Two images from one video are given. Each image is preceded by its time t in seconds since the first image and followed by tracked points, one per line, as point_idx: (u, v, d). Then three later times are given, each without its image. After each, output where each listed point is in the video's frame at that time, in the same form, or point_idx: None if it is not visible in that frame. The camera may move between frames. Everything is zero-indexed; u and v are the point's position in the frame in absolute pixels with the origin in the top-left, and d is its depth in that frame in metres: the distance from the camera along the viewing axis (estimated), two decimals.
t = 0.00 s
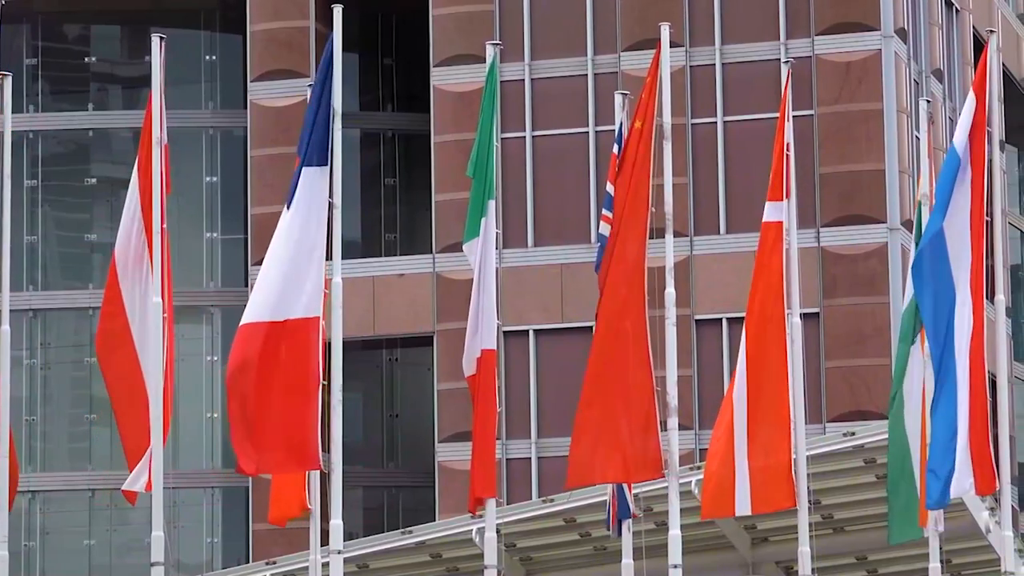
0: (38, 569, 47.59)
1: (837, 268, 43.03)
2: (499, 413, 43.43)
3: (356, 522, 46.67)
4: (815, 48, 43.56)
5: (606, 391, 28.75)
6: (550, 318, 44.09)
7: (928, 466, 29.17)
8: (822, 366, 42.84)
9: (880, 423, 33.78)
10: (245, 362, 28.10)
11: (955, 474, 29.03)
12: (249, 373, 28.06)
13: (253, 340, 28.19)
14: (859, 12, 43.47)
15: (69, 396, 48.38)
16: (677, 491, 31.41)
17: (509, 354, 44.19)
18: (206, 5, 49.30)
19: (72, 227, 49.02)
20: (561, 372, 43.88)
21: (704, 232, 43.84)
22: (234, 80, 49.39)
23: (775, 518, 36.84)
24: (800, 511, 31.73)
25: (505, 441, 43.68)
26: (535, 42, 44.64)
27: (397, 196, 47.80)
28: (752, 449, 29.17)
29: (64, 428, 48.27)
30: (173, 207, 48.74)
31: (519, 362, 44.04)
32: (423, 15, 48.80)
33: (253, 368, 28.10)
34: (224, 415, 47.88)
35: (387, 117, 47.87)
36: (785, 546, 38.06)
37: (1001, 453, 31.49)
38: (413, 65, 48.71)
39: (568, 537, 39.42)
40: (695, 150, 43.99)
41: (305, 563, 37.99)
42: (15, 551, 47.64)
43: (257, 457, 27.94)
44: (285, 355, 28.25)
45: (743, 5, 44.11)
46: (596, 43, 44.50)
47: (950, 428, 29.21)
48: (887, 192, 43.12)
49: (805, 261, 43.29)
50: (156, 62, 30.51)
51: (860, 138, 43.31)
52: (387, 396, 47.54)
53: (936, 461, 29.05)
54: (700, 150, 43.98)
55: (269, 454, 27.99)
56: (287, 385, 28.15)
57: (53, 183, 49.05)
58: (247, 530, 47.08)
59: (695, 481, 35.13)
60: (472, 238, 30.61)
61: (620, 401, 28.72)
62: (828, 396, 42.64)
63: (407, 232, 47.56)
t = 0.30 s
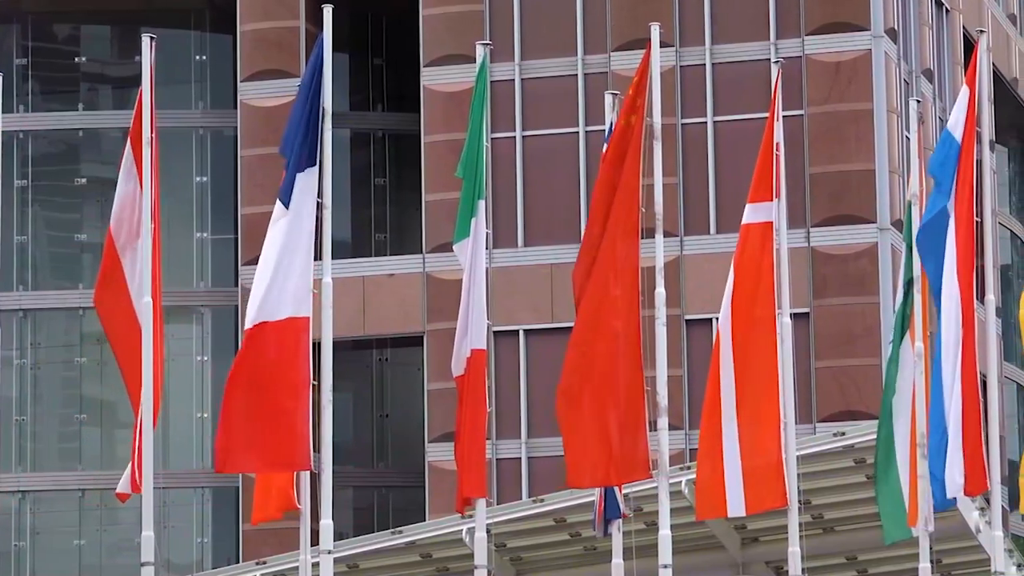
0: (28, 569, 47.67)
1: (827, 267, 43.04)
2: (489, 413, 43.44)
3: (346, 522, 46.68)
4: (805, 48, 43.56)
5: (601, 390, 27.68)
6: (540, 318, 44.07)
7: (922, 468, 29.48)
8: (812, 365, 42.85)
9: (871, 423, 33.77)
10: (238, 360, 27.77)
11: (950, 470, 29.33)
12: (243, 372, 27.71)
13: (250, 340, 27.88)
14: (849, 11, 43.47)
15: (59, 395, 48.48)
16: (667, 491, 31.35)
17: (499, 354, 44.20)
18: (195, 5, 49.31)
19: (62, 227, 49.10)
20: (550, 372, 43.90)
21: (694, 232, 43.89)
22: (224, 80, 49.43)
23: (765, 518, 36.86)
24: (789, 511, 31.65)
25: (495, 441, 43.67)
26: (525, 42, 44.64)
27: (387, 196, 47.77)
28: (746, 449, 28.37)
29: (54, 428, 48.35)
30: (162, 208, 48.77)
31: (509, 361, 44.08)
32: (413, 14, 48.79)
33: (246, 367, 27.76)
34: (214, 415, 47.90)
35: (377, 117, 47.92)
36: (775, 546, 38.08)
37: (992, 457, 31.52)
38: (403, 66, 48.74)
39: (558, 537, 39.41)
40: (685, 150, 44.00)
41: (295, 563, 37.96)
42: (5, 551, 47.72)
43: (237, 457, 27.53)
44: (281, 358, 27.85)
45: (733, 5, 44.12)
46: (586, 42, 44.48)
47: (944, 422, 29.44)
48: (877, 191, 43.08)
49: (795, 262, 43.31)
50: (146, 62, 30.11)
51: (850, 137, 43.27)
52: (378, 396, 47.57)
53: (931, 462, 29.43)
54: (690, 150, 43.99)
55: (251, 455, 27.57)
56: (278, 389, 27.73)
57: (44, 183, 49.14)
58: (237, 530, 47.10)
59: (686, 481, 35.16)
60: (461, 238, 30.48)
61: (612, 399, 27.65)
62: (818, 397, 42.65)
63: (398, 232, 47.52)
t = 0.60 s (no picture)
0: (18, 568, 47.78)
1: (818, 268, 43.03)
2: (479, 413, 43.45)
3: (336, 522, 46.69)
4: (795, 48, 43.56)
5: (590, 389, 27.58)
6: (530, 317, 44.10)
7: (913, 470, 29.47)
8: (802, 366, 42.85)
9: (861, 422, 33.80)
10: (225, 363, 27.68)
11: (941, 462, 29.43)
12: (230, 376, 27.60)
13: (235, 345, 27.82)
14: (839, 11, 43.46)
15: (48, 395, 48.60)
16: (657, 491, 31.34)
17: (489, 354, 44.21)
18: (185, 5, 49.28)
19: (52, 227, 49.19)
20: (540, 372, 43.91)
21: (684, 232, 43.90)
22: (214, 80, 49.46)
23: (755, 518, 36.87)
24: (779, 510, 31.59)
25: (485, 441, 43.69)
26: (515, 42, 44.64)
27: (378, 196, 47.77)
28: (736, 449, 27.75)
29: (44, 428, 48.46)
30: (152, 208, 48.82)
31: (499, 362, 44.09)
32: (403, 14, 48.77)
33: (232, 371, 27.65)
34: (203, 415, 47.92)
35: (367, 116, 47.95)
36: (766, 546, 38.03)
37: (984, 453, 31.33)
38: (393, 66, 48.73)
39: (549, 537, 39.40)
40: (675, 150, 43.97)
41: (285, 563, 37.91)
42: None
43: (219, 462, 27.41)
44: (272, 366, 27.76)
45: (723, 5, 44.13)
46: (576, 42, 44.47)
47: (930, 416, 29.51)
48: (867, 192, 43.09)
49: (785, 262, 43.28)
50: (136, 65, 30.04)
51: (840, 137, 43.26)
52: (367, 396, 47.61)
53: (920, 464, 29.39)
54: (680, 150, 43.97)
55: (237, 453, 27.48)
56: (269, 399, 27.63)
57: (34, 183, 49.23)
58: (227, 530, 47.13)
59: (676, 481, 35.19)
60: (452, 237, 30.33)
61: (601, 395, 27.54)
62: (809, 397, 42.64)
63: (388, 234, 47.48)
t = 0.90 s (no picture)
0: (8, 568, 47.88)
1: (808, 268, 43.02)
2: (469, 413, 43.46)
3: (327, 522, 46.72)
4: (785, 48, 43.55)
5: (582, 390, 27.62)
6: (520, 317, 44.10)
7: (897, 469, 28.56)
8: (792, 366, 42.85)
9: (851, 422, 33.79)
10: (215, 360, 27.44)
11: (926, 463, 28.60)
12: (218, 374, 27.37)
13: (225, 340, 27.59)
14: (829, 12, 43.47)
15: (39, 395, 48.72)
16: (647, 492, 31.32)
17: (479, 354, 44.23)
18: (176, 5, 49.34)
19: (43, 227, 49.28)
20: (530, 372, 43.93)
21: (674, 232, 43.93)
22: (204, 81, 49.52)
23: (745, 518, 36.87)
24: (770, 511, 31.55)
25: (475, 441, 43.70)
26: (505, 42, 44.66)
27: (368, 196, 47.80)
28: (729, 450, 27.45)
29: (35, 428, 48.57)
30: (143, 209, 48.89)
31: (489, 362, 44.10)
32: (394, 15, 48.79)
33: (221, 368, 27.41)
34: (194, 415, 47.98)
35: (358, 117, 47.95)
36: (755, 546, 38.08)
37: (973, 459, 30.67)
38: (384, 66, 48.80)
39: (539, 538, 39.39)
40: (665, 150, 43.99)
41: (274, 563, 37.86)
42: None
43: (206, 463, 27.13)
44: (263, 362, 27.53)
45: (713, 6, 44.17)
46: (566, 42, 44.48)
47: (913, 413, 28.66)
48: (857, 192, 43.08)
49: (775, 262, 43.25)
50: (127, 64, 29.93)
51: (831, 137, 43.21)
52: (358, 396, 47.66)
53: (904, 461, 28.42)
54: (670, 149, 43.98)
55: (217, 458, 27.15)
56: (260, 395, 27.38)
57: (25, 183, 49.33)
58: (217, 530, 47.18)
59: (666, 481, 35.19)
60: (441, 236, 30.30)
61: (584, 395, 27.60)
62: (798, 397, 42.64)
63: (378, 233, 47.50)
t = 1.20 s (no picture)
0: None
1: (798, 268, 42.98)
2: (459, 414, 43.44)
3: (317, 523, 46.73)
4: (776, 48, 43.54)
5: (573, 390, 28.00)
6: (510, 318, 44.13)
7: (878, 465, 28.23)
8: (783, 366, 42.83)
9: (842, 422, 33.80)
10: (200, 357, 27.49)
11: (907, 469, 28.18)
12: (203, 372, 27.43)
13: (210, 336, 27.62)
14: (820, 11, 43.43)
15: (29, 395, 48.77)
16: (637, 492, 31.28)
17: (470, 354, 44.25)
18: (165, 6, 49.36)
19: (33, 227, 49.32)
20: (520, 374, 43.93)
21: (664, 233, 43.92)
22: (194, 81, 49.56)
23: (735, 518, 36.86)
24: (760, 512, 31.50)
25: (466, 441, 43.71)
26: (495, 42, 44.64)
27: (358, 196, 47.85)
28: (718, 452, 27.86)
29: (25, 428, 48.62)
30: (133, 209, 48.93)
31: (479, 362, 44.11)
32: (384, 15, 48.82)
33: (207, 366, 27.47)
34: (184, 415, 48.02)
35: (348, 116, 47.93)
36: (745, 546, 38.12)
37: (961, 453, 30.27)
38: (373, 66, 48.82)
39: (529, 537, 39.37)
40: (656, 150, 43.98)
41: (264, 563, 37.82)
42: None
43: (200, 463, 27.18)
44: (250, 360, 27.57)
45: (703, 6, 44.16)
46: (557, 43, 44.49)
47: (897, 418, 28.29)
48: (848, 192, 43.06)
49: (765, 262, 43.25)
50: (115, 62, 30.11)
51: (820, 137, 43.24)
52: (348, 397, 47.75)
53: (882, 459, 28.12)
54: (660, 149, 43.99)
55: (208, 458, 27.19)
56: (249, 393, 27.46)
57: (15, 183, 49.38)
58: (207, 530, 47.20)
59: (657, 481, 35.15)
60: (428, 234, 30.31)
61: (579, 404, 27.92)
62: (789, 397, 42.61)
63: (368, 234, 47.62)
